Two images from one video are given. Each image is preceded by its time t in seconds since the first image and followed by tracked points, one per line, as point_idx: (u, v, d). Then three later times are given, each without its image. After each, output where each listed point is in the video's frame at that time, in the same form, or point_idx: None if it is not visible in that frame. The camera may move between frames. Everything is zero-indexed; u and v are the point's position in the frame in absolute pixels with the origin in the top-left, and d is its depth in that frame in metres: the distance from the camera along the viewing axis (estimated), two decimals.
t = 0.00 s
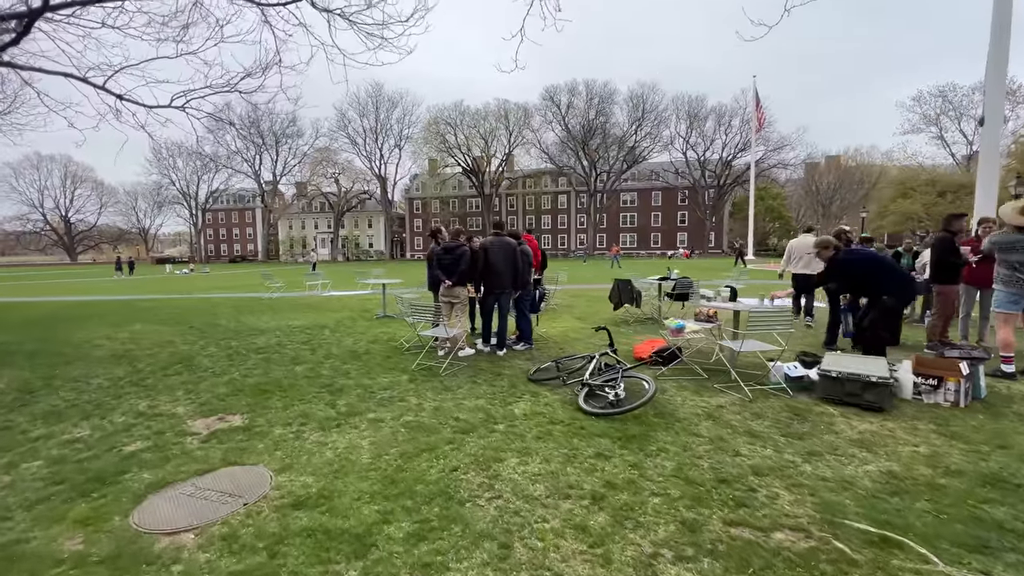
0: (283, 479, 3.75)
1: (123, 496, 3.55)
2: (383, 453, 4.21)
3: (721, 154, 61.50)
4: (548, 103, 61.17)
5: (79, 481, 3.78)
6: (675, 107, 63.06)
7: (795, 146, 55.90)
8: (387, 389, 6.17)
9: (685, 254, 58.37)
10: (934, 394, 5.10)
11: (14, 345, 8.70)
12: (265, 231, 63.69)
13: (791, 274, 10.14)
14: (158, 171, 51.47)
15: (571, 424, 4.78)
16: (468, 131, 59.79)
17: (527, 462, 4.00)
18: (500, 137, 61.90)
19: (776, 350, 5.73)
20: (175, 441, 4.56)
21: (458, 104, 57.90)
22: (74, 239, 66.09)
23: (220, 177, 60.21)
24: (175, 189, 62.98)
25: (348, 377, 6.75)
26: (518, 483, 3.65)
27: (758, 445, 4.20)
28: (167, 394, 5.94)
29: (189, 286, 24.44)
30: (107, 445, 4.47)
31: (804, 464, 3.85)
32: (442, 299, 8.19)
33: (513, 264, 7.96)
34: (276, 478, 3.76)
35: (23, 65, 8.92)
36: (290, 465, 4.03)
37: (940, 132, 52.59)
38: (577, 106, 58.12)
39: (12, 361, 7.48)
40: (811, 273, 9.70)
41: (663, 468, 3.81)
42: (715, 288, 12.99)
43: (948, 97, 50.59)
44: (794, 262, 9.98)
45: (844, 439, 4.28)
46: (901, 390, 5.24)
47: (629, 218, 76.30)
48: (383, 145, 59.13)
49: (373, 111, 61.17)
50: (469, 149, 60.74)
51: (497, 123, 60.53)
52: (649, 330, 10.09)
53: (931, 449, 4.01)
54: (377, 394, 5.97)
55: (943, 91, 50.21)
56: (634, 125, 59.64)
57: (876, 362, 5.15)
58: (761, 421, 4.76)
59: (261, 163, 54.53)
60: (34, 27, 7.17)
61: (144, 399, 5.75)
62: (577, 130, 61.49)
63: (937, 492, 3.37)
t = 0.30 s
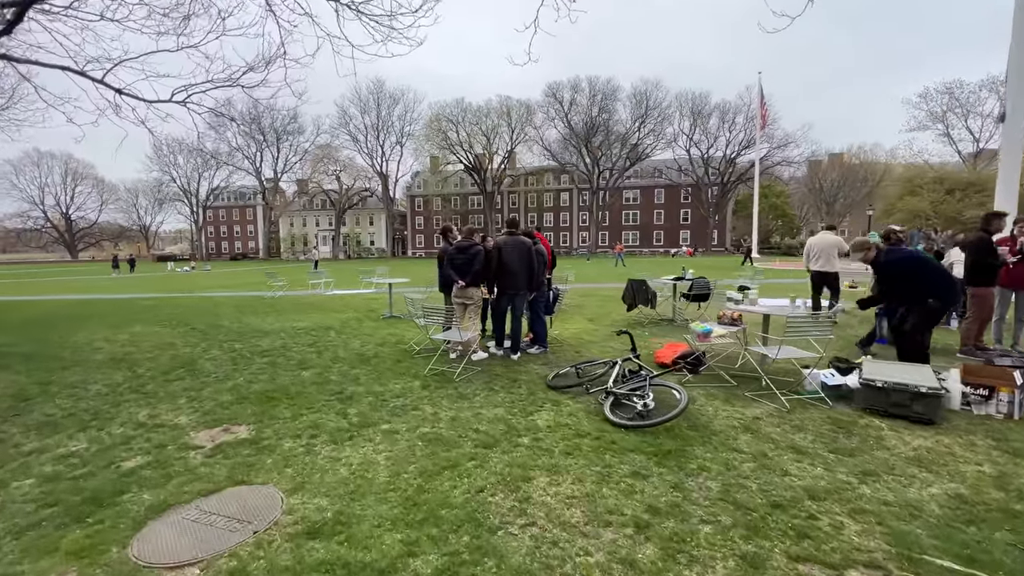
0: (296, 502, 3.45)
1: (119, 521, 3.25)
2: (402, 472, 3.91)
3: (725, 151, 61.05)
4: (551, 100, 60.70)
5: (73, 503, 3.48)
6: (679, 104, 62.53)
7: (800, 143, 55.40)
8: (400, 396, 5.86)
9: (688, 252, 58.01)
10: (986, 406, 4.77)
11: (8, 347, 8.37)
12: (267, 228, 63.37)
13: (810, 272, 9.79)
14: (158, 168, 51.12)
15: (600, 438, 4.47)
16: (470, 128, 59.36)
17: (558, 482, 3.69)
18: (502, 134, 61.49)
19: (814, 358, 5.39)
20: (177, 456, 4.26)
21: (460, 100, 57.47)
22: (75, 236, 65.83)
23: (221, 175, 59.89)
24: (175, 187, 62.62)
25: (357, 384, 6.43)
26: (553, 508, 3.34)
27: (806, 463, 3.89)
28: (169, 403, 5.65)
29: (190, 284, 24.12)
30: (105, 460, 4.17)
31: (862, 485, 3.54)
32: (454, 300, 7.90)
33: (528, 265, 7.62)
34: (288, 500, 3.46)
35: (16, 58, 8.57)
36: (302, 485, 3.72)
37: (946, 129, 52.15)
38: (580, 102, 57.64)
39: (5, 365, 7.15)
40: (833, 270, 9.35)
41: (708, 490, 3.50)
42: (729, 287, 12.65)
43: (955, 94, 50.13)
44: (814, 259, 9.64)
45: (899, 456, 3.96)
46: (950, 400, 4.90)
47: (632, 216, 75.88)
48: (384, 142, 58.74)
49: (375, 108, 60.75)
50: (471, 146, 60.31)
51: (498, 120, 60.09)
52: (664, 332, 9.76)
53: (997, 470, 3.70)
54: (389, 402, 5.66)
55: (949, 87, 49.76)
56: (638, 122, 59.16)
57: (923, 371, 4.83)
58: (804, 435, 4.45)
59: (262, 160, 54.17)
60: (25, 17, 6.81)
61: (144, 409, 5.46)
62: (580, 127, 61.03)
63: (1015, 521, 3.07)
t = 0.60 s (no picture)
0: (308, 526, 3.12)
1: (111, 550, 2.91)
2: (422, 490, 3.57)
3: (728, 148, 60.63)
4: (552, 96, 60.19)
5: (62, 527, 3.14)
6: (681, 100, 62.01)
7: (803, 140, 54.97)
8: (412, 402, 5.53)
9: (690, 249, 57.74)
10: None
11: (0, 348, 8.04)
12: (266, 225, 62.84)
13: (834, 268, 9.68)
14: (156, 164, 50.60)
15: (634, 449, 4.14)
16: (471, 124, 58.87)
17: (597, 502, 3.36)
18: (503, 131, 61.01)
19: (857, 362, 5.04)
20: (177, 471, 3.93)
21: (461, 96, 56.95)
22: (72, 233, 65.28)
23: (220, 171, 59.36)
24: (173, 183, 62.07)
25: (366, 387, 6.10)
26: (595, 533, 3.01)
27: (867, 480, 3.56)
28: (168, 409, 5.32)
29: (189, 282, 23.76)
30: (98, 476, 3.83)
31: (933, 506, 3.21)
32: (467, 299, 7.59)
33: (544, 261, 7.28)
34: (299, 524, 3.14)
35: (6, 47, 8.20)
36: (315, 505, 3.39)
37: (950, 126, 51.81)
38: (582, 98, 57.16)
39: None
40: (858, 268, 9.24)
41: (765, 513, 3.16)
42: (744, 286, 12.37)
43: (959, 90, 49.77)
44: (839, 256, 9.53)
45: (965, 472, 3.63)
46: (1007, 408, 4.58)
47: (633, 213, 75.50)
48: (384, 138, 58.22)
49: (374, 104, 60.21)
50: (472, 142, 59.83)
51: (499, 117, 59.61)
52: (681, 332, 9.47)
53: None
54: (402, 409, 5.33)
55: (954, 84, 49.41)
56: (640, 118, 58.70)
57: (979, 377, 4.51)
58: (855, 446, 4.13)
59: (261, 157, 53.68)
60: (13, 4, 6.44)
61: (141, 416, 5.13)
62: (581, 124, 60.55)
63: None
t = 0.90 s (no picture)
0: (313, 558, 2.79)
1: None
2: (438, 514, 3.25)
3: (728, 145, 60.32)
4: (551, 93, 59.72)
5: (36, 561, 2.81)
6: (682, 98, 61.60)
7: (804, 138, 54.61)
8: (421, 411, 5.21)
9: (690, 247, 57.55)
10: None
11: None
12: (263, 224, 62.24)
13: (857, 265, 9.83)
14: (151, 162, 49.98)
15: (664, 466, 3.82)
16: (470, 121, 58.38)
17: (631, 528, 3.04)
18: (502, 128, 60.54)
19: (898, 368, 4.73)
20: (168, 491, 3.59)
21: (460, 93, 56.42)
22: (68, 231, 64.54)
23: (216, 169, 58.75)
24: (170, 181, 61.40)
25: (371, 395, 5.77)
26: (632, 566, 2.70)
27: (923, 501, 3.25)
28: (159, 420, 4.97)
29: (186, 281, 23.33)
30: (81, 498, 3.50)
31: (1004, 534, 2.90)
32: (474, 300, 7.25)
33: (556, 260, 6.94)
34: (303, 556, 2.82)
35: None
36: (318, 533, 3.06)
37: (950, 123, 51.65)
38: (582, 95, 56.72)
39: None
40: (880, 265, 9.39)
41: (822, 542, 2.84)
42: (755, 285, 12.15)
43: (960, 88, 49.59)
44: (862, 252, 9.66)
45: None
46: None
47: (633, 211, 75.21)
48: (382, 135, 57.69)
49: (372, 101, 59.67)
50: (470, 140, 59.34)
51: (498, 114, 59.11)
52: (694, 333, 9.22)
53: None
54: (410, 419, 5.00)
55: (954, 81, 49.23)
56: (640, 115, 58.30)
57: None
58: (903, 462, 3.82)
59: (258, 154, 53.10)
60: None
61: (130, 428, 4.79)
62: (581, 121, 60.11)
63: None
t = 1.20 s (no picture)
0: None
1: None
2: (451, 553, 2.84)
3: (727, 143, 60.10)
4: (549, 91, 59.32)
5: None
6: (680, 96, 61.24)
7: (803, 136, 54.35)
8: (426, 424, 4.81)
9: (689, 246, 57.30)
10: None
11: None
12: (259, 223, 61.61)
13: (875, 266, 9.50)
14: (146, 160, 49.37)
15: (700, 489, 3.46)
16: (468, 119, 57.93)
17: (673, 568, 2.66)
18: (500, 126, 60.12)
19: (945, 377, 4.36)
20: (143, 523, 3.17)
21: (457, 91, 55.97)
22: (61, 231, 63.80)
23: (211, 167, 58.12)
24: (164, 180, 60.74)
25: (372, 404, 5.37)
26: None
27: (1000, 534, 2.87)
28: (140, 436, 4.56)
29: (180, 281, 22.81)
30: (44, 531, 3.09)
31: None
32: (479, 304, 6.80)
33: (568, 260, 6.57)
34: None
35: None
36: None
37: (949, 121, 51.53)
38: (580, 93, 56.37)
39: None
40: (899, 267, 9.06)
41: None
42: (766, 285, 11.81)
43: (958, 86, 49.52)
44: (881, 252, 9.32)
45: None
46: None
47: (631, 209, 74.92)
48: (380, 134, 57.13)
49: (369, 99, 59.16)
50: (468, 138, 58.90)
51: (496, 112, 58.60)
52: (708, 336, 8.87)
53: None
54: (414, 433, 4.61)
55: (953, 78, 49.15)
56: (638, 113, 57.96)
57: None
58: (965, 483, 3.44)
59: (254, 153, 52.52)
60: None
61: (108, 443, 4.38)
62: (579, 119, 59.69)
63: None
